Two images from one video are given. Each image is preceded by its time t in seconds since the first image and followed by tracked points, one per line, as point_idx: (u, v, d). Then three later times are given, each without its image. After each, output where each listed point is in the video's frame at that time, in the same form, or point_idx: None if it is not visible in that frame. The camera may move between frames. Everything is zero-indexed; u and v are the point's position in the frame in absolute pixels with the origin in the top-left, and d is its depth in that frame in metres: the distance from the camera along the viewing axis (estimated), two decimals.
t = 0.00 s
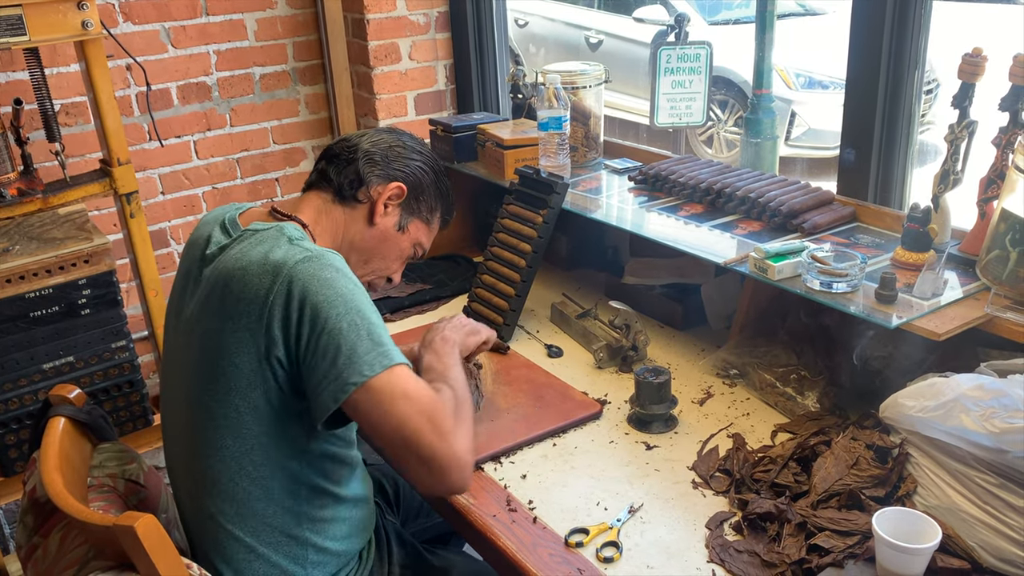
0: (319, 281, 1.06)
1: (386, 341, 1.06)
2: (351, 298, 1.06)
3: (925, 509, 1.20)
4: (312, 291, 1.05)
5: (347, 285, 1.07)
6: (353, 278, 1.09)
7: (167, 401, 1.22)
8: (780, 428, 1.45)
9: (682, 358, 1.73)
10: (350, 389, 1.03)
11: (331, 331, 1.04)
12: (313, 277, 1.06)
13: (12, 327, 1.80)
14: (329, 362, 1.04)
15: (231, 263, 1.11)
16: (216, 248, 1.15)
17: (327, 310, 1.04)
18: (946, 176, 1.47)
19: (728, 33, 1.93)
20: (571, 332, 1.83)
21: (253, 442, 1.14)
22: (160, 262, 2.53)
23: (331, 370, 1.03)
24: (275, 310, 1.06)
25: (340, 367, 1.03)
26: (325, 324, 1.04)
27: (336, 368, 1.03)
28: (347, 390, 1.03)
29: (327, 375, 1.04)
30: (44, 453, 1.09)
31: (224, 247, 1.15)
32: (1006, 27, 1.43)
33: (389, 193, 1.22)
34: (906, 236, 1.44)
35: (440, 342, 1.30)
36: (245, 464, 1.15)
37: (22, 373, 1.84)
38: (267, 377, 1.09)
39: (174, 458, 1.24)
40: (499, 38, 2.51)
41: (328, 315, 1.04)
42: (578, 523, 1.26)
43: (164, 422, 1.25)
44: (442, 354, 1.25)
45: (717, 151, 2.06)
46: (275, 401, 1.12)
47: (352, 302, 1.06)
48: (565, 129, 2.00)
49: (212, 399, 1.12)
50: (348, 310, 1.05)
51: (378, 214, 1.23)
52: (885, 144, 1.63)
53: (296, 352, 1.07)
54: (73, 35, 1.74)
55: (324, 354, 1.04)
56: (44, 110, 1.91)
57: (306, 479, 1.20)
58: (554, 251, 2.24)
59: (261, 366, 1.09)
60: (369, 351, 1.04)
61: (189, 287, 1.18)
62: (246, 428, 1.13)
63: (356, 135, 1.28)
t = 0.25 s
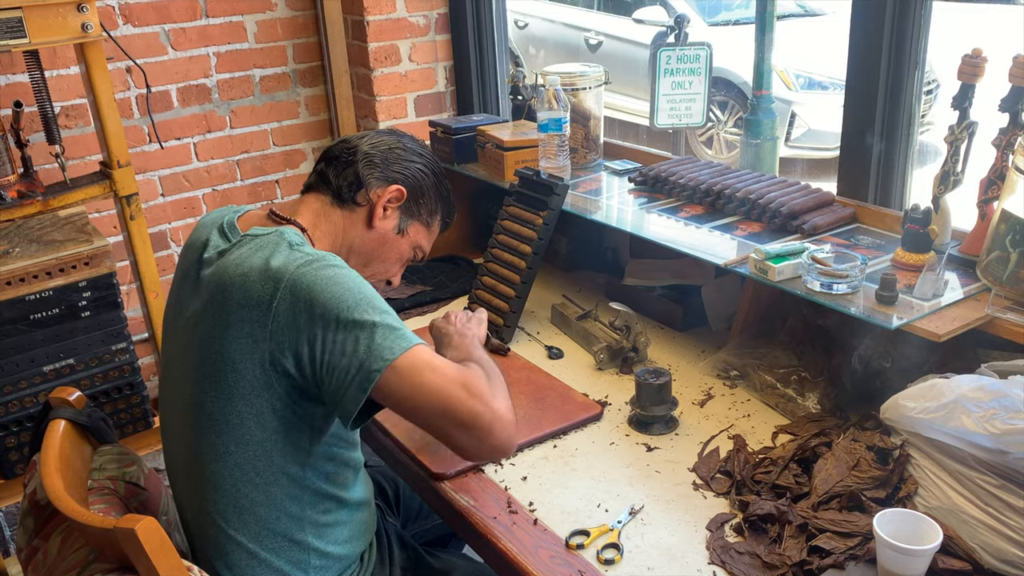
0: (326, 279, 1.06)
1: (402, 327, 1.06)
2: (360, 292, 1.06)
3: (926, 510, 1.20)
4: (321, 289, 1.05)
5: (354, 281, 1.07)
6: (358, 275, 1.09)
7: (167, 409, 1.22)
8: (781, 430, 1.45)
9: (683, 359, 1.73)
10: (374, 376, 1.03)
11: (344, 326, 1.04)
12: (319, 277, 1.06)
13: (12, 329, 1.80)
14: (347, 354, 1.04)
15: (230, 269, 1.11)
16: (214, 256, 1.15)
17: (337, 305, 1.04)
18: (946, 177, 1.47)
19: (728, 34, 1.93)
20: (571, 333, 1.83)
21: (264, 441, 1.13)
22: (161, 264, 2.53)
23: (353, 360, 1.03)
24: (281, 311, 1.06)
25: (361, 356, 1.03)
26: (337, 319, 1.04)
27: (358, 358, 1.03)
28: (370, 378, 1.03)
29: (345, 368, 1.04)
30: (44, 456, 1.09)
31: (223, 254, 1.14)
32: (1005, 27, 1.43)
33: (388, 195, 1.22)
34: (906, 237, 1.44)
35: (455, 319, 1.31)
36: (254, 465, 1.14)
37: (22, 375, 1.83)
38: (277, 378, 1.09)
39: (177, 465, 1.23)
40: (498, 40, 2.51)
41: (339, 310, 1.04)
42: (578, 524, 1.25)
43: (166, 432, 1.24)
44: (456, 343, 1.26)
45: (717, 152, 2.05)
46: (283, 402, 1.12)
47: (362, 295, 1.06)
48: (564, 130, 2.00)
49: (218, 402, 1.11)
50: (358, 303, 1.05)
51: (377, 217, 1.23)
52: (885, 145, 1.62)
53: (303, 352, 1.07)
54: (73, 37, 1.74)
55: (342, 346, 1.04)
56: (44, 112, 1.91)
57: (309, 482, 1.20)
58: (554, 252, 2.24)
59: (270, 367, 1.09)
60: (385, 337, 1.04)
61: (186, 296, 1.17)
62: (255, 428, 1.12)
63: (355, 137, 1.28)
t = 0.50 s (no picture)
0: (292, 300, 1.01)
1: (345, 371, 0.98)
2: (322, 318, 1.00)
3: (926, 512, 1.20)
4: (283, 310, 1.01)
5: (322, 306, 1.01)
6: (338, 297, 1.04)
7: (164, 409, 1.23)
8: (781, 431, 1.45)
9: (683, 361, 1.73)
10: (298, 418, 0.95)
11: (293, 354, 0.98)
12: (288, 295, 1.02)
13: (12, 332, 1.80)
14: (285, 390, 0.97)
15: (223, 274, 1.11)
16: (212, 258, 1.15)
17: (293, 331, 0.99)
18: (946, 177, 1.47)
19: (727, 35, 1.93)
20: (571, 335, 1.83)
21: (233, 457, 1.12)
22: (161, 267, 2.53)
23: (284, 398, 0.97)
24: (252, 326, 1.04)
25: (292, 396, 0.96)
26: (288, 347, 0.99)
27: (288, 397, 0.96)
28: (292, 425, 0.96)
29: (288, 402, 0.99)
30: (44, 459, 1.09)
31: (220, 258, 1.15)
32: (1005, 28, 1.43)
33: (385, 197, 1.22)
34: (906, 238, 1.43)
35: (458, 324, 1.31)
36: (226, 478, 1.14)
37: (22, 378, 1.84)
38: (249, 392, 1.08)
39: (172, 464, 1.25)
40: (498, 42, 2.51)
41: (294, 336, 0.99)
42: (579, 527, 1.25)
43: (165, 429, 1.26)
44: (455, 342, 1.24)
45: (717, 154, 2.05)
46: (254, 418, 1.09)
47: (325, 322, 1.00)
48: (564, 132, 2.00)
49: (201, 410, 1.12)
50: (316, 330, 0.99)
51: (374, 218, 1.23)
52: (885, 146, 1.63)
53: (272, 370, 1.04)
54: (73, 40, 1.74)
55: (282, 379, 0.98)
56: (44, 115, 1.92)
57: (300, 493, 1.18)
58: (554, 254, 2.24)
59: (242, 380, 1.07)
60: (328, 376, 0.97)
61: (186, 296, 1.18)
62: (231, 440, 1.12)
63: (355, 140, 1.28)
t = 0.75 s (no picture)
0: (276, 320, 1.03)
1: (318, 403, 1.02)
2: (302, 344, 1.03)
3: (926, 514, 1.20)
4: (268, 330, 1.03)
5: (306, 328, 1.04)
6: (321, 318, 1.06)
7: (157, 408, 1.24)
8: (780, 433, 1.45)
9: (683, 363, 1.73)
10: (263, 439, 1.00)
11: (272, 375, 1.02)
12: (273, 313, 1.04)
13: (11, 335, 1.80)
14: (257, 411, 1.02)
15: (213, 279, 1.11)
16: (205, 261, 1.16)
17: (275, 354, 1.02)
18: (945, 179, 1.47)
19: (727, 37, 1.93)
20: (571, 337, 1.83)
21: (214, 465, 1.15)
22: (160, 269, 2.53)
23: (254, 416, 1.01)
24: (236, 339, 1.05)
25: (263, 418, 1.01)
26: (268, 369, 1.02)
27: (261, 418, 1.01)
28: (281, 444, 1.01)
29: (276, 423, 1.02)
30: (42, 462, 1.09)
31: (213, 262, 1.15)
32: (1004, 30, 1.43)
33: (375, 194, 1.22)
34: (906, 239, 1.44)
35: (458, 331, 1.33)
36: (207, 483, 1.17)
37: (21, 381, 1.83)
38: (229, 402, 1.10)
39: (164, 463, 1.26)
40: (498, 43, 2.51)
41: (274, 359, 1.02)
42: (578, 529, 1.25)
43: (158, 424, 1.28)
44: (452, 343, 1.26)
45: (716, 155, 2.06)
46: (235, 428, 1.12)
47: (304, 348, 1.03)
48: (563, 134, 2.00)
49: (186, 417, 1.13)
50: (295, 356, 1.02)
51: (365, 217, 1.22)
52: (884, 147, 1.62)
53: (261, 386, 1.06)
54: (72, 42, 1.74)
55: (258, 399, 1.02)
56: (43, 117, 1.92)
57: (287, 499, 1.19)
58: (553, 256, 2.24)
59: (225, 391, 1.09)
60: (297, 408, 1.01)
61: (179, 297, 1.19)
62: (212, 448, 1.14)
63: (341, 137, 1.28)
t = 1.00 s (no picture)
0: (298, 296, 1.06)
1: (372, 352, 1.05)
2: (331, 312, 1.05)
3: (924, 515, 1.20)
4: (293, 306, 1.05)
5: (328, 299, 1.07)
6: (335, 291, 1.09)
7: (153, 419, 1.22)
8: (779, 434, 1.45)
9: (682, 364, 1.73)
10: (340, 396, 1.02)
11: (314, 344, 1.04)
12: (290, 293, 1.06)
13: (10, 336, 1.80)
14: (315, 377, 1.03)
15: (209, 280, 1.11)
16: (195, 266, 1.15)
17: (309, 325, 1.04)
18: (944, 181, 1.48)
19: (725, 38, 1.93)
20: (570, 338, 1.83)
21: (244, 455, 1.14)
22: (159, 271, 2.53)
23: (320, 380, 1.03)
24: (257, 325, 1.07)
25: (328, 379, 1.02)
26: (307, 340, 1.04)
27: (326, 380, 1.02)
28: (335, 403, 1.02)
29: (317, 388, 1.03)
30: (41, 463, 1.09)
31: (203, 265, 1.15)
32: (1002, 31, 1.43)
33: (362, 193, 1.22)
34: (905, 241, 1.45)
35: (455, 331, 1.33)
36: (236, 477, 1.15)
37: (20, 382, 1.83)
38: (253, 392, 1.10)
39: (164, 476, 1.23)
40: (497, 45, 2.51)
41: (310, 329, 1.04)
42: (577, 530, 1.25)
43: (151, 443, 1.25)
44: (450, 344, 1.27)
45: (716, 156, 2.05)
46: (260, 416, 1.12)
47: (332, 315, 1.05)
48: (563, 135, 1.99)
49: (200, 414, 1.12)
50: (329, 322, 1.05)
51: (353, 216, 1.23)
52: (883, 148, 1.63)
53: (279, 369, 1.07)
54: (71, 44, 1.74)
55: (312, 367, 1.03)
56: (42, 119, 1.92)
57: (295, 492, 1.20)
58: (552, 257, 2.25)
59: (246, 381, 1.09)
60: (356, 360, 1.03)
61: (168, 307, 1.18)
62: (235, 440, 1.13)
63: (322, 138, 1.28)
